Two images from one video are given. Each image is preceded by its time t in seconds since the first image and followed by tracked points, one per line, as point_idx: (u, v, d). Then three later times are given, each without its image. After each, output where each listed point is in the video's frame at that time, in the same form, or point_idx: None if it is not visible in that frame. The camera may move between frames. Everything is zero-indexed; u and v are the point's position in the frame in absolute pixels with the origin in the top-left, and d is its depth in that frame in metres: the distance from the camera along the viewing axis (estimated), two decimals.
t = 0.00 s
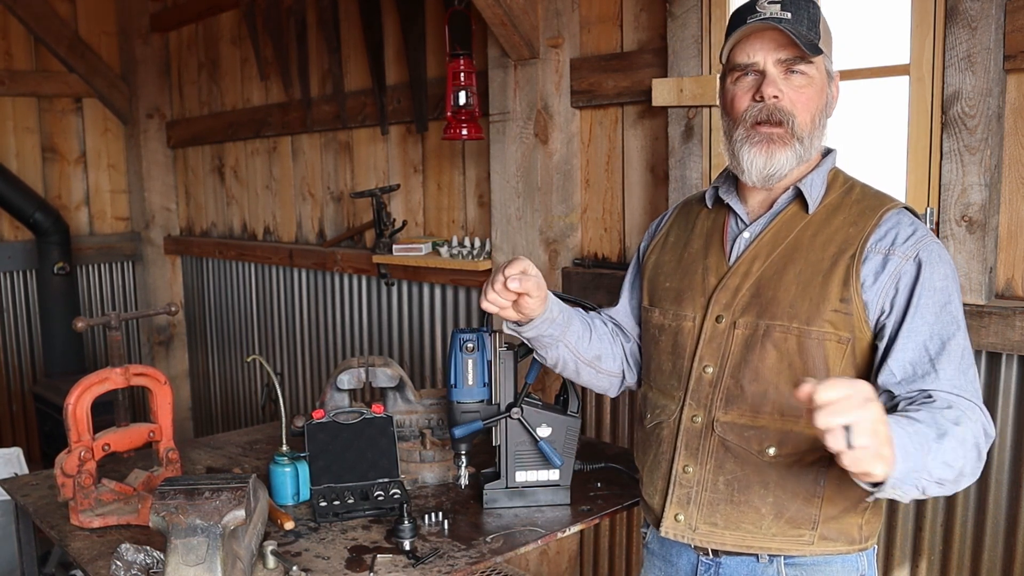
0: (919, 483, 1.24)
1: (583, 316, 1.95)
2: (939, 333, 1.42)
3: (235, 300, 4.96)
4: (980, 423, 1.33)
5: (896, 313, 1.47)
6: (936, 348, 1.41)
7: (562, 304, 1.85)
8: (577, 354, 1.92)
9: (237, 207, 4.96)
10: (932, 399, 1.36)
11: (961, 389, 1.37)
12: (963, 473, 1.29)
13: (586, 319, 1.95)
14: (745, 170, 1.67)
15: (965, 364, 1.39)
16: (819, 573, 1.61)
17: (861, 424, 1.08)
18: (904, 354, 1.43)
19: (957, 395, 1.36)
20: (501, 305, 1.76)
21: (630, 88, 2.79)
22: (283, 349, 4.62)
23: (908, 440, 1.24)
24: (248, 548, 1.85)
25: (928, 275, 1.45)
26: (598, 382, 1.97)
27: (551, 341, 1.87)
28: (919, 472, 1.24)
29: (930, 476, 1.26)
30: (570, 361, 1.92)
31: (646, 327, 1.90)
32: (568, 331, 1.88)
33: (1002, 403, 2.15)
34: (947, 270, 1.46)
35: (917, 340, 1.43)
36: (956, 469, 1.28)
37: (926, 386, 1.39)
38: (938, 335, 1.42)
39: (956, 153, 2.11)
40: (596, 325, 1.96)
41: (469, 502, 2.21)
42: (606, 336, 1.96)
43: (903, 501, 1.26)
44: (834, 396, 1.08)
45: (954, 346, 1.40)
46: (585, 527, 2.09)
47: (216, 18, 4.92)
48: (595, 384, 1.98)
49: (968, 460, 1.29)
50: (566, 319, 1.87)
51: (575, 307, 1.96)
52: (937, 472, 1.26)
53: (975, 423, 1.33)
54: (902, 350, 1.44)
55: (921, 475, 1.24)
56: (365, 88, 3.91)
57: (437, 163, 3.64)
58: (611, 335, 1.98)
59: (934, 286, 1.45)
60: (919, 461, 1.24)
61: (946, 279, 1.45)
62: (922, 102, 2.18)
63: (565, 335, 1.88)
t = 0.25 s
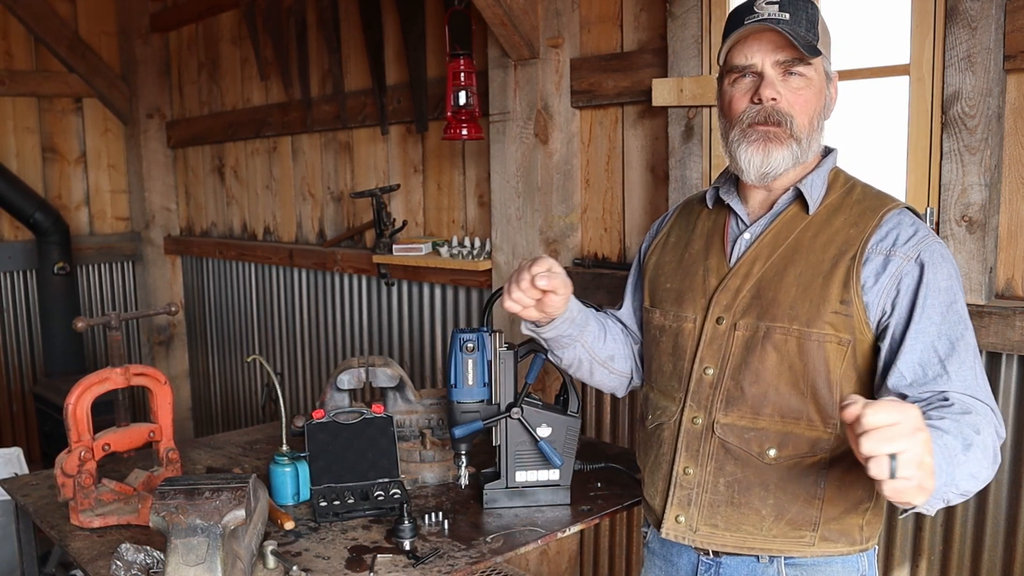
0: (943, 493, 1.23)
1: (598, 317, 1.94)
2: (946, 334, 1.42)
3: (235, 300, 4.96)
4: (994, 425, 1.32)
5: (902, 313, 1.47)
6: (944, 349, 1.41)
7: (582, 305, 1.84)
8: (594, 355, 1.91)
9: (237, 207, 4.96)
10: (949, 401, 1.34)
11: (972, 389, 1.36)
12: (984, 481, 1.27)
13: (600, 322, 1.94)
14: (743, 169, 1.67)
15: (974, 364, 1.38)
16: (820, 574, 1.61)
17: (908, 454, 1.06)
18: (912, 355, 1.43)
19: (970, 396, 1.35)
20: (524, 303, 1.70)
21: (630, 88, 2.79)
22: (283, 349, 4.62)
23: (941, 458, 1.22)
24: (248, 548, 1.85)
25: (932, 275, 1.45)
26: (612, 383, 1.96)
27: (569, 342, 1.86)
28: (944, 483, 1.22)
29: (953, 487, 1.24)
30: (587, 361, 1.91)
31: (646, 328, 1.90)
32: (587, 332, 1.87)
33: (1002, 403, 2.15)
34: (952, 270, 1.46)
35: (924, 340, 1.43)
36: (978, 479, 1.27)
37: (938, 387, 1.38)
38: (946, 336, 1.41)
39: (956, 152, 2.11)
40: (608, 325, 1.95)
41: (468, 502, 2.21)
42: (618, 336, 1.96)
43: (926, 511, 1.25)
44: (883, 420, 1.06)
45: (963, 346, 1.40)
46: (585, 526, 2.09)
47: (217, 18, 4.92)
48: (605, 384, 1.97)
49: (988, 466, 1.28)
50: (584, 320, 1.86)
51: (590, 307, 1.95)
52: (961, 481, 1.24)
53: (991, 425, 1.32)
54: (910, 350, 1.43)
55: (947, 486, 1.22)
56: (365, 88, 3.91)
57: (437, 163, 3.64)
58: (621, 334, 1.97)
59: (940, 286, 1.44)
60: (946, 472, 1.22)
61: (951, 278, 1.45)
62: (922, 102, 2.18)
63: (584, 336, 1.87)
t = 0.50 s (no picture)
0: (915, 493, 1.28)
1: (583, 326, 1.95)
2: (944, 340, 1.43)
3: (235, 301, 4.96)
4: (982, 430, 1.36)
5: (901, 318, 1.48)
6: (943, 356, 1.42)
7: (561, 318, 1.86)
8: (583, 364, 1.92)
9: (237, 207, 4.96)
10: (936, 407, 1.38)
11: (969, 397, 1.38)
12: (960, 482, 1.32)
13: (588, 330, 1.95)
14: (746, 167, 1.67)
15: (971, 372, 1.40)
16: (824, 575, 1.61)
17: (851, 442, 1.15)
18: (910, 361, 1.44)
19: (962, 404, 1.38)
20: (502, 329, 1.77)
21: (630, 88, 2.79)
22: (283, 349, 4.63)
23: (905, 453, 1.27)
24: (248, 548, 1.85)
25: (933, 280, 1.46)
26: (608, 389, 1.97)
27: (555, 356, 1.88)
28: (915, 484, 1.27)
29: (927, 487, 1.29)
30: (577, 371, 1.92)
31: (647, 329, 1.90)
32: (572, 343, 1.89)
33: (1002, 403, 2.15)
34: (953, 275, 1.46)
35: (922, 346, 1.44)
36: (955, 480, 1.31)
37: (931, 395, 1.41)
38: (945, 342, 1.43)
39: (956, 153, 2.11)
40: (596, 332, 1.97)
41: (469, 502, 2.21)
42: (609, 343, 1.97)
43: (898, 508, 1.30)
44: (828, 413, 1.15)
45: (962, 354, 1.41)
46: (585, 527, 2.09)
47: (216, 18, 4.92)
48: (602, 391, 1.97)
49: (967, 467, 1.32)
50: (567, 333, 1.88)
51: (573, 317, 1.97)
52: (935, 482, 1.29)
53: (976, 428, 1.35)
54: (907, 356, 1.45)
55: (916, 486, 1.27)
56: (365, 87, 3.91)
57: (437, 163, 3.64)
58: (613, 340, 1.98)
59: (940, 291, 1.45)
60: (917, 473, 1.27)
61: (951, 283, 1.46)
62: (922, 103, 2.18)
63: (569, 347, 1.89)
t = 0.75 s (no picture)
0: (927, 503, 1.28)
1: (593, 334, 1.96)
2: (946, 338, 1.43)
3: (236, 301, 4.96)
4: (987, 430, 1.36)
5: (902, 317, 1.48)
6: (945, 354, 1.43)
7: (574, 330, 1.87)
8: (597, 372, 1.92)
9: (237, 207, 4.96)
10: (943, 409, 1.38)
11: (972, 396, 1.39)
12: (971, 487, 1.32)
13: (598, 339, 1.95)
14: (745, 171, 1.67)
15: (974, 370, 1.40)
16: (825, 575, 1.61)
17: (869, 464, 1.14)
18: (913, 359, 1.44)
19: (965, 403, 1.38)
20: (521, 347, 1.76)
21: (630, 88, 2.79)
22: (283, 350, 4.63)
23: (919, 465, 1.26)
24: (248, 548, 1.85)
25: (934, 278, 1.46)
26: (622, 395, 1.97)
27: (570, 368, 1.88)
28: (928, 494, 1.27)
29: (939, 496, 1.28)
30: (593, 381, 1.92)
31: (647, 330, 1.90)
32: (585, 353, 1.89)
33: (1002, 402, 2.15)
34: (954, 273, 1.47)
35: (924, 344, 1.44)
36: (965, 486, 1.32)
37: (937, 394, 1.41)
38: (947, 340, 1.43)
39: (956, 153, 2.11)
40: (605, 339, 1.97)
41: (469, 502, 2.21)
42: (619, 349, 1.97)
43: (910, 516, 1.30)
44: (847, 434, 1.13)
45: (963, 352, 1.41)
46: (585, 527, 2.09)
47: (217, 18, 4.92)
48: (615, 397, 1.97)
49: (976, 470, 1.33)
50: (580, 343, 1.88)
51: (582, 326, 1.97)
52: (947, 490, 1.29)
53: (981, 429, 1.36)
54: (910, 355, 1.45)
55: (930, 496, 1.27)
56: (365, 87, 3.91)
57: (437, 163, 3.64)
58: (621, 345, 1.98)
59: (941, 289, 1.45)
60: (930, 484, 1.26)
61: (953, 281, 1.46)
62: (922, 103, 2.18)
63: (583, 358, 1.89)
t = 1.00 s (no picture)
0: (898, 504, 1.32)
1: (581, 331, 1.96)
2: (943, 337, 1.44)
3: (236, 301, 4.96)
4: (977, 431, 1.38)
5: (901, 316, 1.48)
6: (940, 354, 1.44)
7: (559, 326, 1.87)
8: (585, 370, 1.92)
9: (237, 207, 4.96)
10: (931, 410, 1.40)
11: (965, 396, 1.40)
12: (951, 488, 1.35)
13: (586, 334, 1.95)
14: (743, 171, 1.67)
15: (968, 370, 1.41)
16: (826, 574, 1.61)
17: (828, 465, 1.19)
18: (909, 358, 1.45)
19: (957, 403, 1.40)
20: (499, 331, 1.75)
21: (630, 88, 2.79)
22: (283, 350, 4.63)
23: (886, 469, 1.30)
24: (249, 548, 1.85)
25: (933, 278, 1.46)
26: (611, 394, 1.97)
27: (556, 364, 1.88)
28: (897, 496, 1.31)
29: (911, 497, 1.33)
30: (580, 378, 1.92)
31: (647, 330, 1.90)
32: (572, 349, 1.90)
33: (1002, 402, 2.15)
34: (953, 273, 1.47)
35: (921, 343, 1.45)
36: (943, 488, 1.35)
37: (930, 395, 1.42)
38: (943, 340, 1.44)
39: (956, 152, 2.11)
40: (594, 337, 1.97)
41: (469, 502, 2.21)
42: (608, 347, 1.97)
43: (884, 515, 1.35)
44: (809, 435, 1.18)
45: (959, 353, 1.42)
46: (586, 526, 2.09)
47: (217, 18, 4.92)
48: (605, 396, 1.97)
49: (959, 471, 1.35)
50: (566, 339, 1.89)
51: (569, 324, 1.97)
52: (920, 492, 1.33)
53: (970, 430, 1.38)
54: (906, 353, 1.46)
55: (899, 498, 1.31)
56: (365, 87, 3.92)
57: (437, 163, 3.64)
58: (611, 344, 1.98)
59: (940, 288, 1.46)
60: (899, 486, 1.31)
61: (952, 282, 1.46)
62: (922, 103, 2.18)
63: (568, 354, 1.89)
